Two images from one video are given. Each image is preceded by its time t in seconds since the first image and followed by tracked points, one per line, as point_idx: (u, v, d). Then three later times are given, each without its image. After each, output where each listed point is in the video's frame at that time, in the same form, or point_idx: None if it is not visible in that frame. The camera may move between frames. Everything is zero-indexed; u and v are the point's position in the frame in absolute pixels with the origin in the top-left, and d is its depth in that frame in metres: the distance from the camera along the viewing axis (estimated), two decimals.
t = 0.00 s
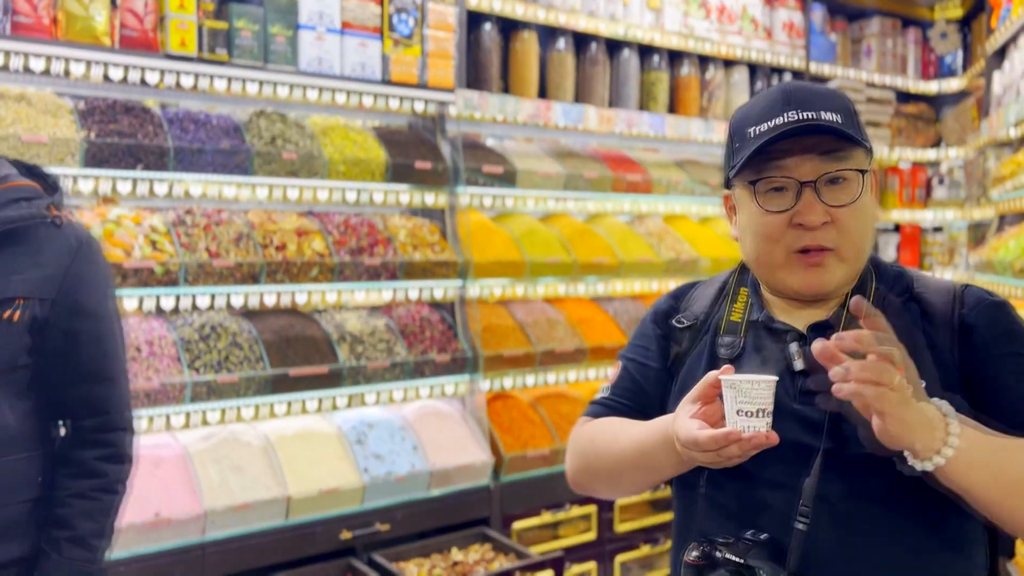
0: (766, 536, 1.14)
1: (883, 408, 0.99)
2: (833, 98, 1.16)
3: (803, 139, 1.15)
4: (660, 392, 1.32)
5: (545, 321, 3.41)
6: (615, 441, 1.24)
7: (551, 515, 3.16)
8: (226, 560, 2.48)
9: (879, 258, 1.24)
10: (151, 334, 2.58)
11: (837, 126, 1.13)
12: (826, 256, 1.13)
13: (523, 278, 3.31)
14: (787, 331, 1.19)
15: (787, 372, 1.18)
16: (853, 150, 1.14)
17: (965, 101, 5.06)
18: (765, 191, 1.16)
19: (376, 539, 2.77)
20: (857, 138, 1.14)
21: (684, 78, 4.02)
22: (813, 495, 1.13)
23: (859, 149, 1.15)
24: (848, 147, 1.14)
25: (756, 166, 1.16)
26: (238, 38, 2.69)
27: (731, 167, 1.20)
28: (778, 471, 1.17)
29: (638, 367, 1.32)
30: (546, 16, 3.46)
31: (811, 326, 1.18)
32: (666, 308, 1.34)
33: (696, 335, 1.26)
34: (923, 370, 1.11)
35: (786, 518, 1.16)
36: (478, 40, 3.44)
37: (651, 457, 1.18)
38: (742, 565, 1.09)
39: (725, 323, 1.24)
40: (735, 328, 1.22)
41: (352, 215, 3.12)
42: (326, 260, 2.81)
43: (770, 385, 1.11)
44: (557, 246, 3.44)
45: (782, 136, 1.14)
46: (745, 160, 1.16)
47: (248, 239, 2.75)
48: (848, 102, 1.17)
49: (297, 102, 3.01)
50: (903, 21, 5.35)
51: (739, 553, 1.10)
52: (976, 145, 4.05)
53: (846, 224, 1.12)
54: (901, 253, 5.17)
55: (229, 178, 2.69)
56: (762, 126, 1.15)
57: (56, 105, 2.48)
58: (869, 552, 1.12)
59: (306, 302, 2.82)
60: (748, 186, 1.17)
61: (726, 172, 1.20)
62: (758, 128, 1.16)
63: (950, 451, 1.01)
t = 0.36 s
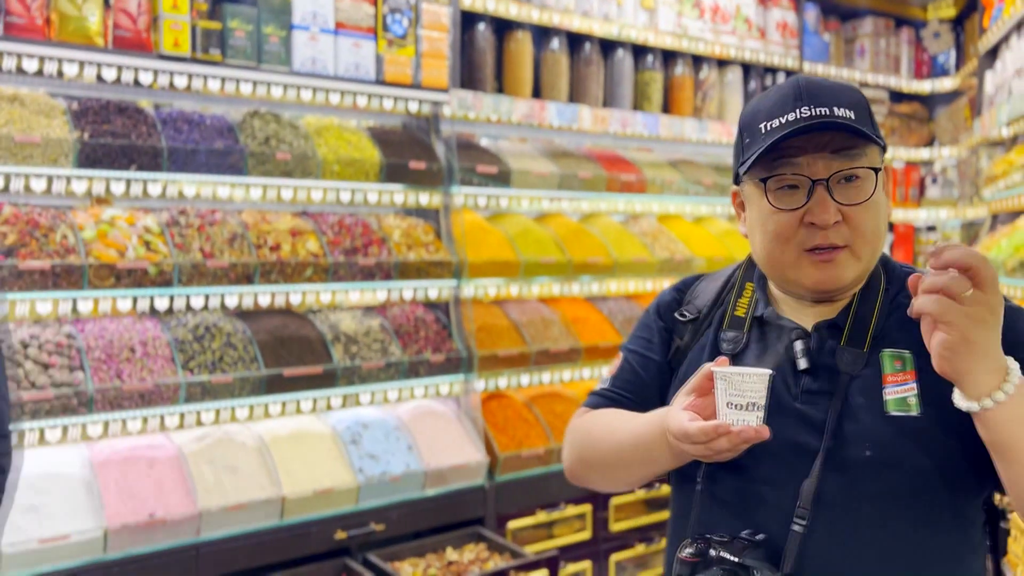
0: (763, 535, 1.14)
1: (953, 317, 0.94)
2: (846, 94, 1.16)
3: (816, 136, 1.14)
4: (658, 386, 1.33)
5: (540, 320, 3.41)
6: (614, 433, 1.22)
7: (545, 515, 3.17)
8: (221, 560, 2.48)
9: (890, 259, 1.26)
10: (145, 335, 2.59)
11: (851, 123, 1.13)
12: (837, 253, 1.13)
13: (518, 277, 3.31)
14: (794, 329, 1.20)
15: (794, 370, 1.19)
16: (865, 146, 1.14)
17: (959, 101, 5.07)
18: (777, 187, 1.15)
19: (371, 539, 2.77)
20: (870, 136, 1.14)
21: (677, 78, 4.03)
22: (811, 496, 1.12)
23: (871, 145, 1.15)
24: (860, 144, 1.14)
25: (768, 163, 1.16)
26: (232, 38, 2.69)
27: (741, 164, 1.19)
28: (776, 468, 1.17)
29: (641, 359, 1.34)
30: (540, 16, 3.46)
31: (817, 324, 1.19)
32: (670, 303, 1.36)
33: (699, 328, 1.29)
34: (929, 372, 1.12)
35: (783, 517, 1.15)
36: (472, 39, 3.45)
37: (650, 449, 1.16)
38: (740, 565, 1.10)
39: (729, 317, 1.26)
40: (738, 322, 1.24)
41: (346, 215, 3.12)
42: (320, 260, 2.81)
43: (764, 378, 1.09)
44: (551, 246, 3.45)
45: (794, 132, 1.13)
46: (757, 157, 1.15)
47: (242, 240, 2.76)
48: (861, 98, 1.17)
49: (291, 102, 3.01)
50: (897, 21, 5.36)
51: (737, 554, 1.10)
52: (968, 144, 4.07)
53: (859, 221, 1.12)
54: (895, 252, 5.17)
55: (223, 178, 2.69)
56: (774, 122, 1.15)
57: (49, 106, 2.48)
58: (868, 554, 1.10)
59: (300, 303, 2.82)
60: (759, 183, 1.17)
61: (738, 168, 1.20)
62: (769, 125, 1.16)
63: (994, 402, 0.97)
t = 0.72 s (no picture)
0: (722, 533, 1.13)
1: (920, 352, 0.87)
2: (818, 94, 1.14)
3: (790, 136, 1.13)
4: (624, 385, 1.31)
5: (532, 321, 3.41)
6: (576, 427, 1.23)
7: (538, 515, 3.18)
8: (213, 562, 2.48)
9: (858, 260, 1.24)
10: (137, 337, 2.59)
11: (825, 123, 1.12)
12: (810, 253, 1.11)
13: (509, 278, 3.31)
14: (758, 328, 1.18)
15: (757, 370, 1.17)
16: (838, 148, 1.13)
17: (949, 103, 5.10)
18: (750, 187, 1.13)
19: (363, 541, 2.77)
20: (843, 137, 1.12)
21: (669, 79, 4.04)
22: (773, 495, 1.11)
23: (842, 147, 1.14)
24: (833, 145, 1.13)
25: (741, 163, 1.14)
26: (224, 40, 2.68)
27: (713, 163, 1.17)
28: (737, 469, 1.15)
29: (608, 356, 1.31)
30: (532, 18, 3.47)
31: (783, 323, 1.16)
32: (642, 302, 1.33)
33: (668, 328, 1.26)
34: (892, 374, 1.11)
35: (744, 516, 1.13)
36: (465, 41, 3.46)
37: (610, 441, 1.16)
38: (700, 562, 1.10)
39: (695, 317, 1.23)
40: (705, 322, 1.22)
41: (339, 217, 3.12)
42: (312, 261, 2.81)
43: (721, 375, 1.08)
44: (544, 247, 3.45)
45: (769, 132, 1.12)
46: (731, 156, 1.13)
47: (234, 241, 2.76)
48: (833, 99, 1.16)
49: (283, 104, 3.01)
50: (887, 22, 5.38)
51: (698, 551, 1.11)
52: (958, 146, 4.08)
53: (832, 222, 1.11)
54: (885, 253, 5.19)
55: (214, 180, 2.69)
56: (748, 121, 1.13)
57: (41, 108, 2.48)
58: (826, 552, 1.10)
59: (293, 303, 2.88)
60: (732, 182, 1.14)
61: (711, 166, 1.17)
62: (743, 124, 1.14)
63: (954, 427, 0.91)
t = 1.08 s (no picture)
0: (687, 538, 1.19)
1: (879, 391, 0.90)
2: (771, 98, 1.20)
3: (743, 142, 1.18)
4: (593, 383, 1.40)
5: (524, 323, 3.42)
6: (544, 428, 1.31)
7: (530, 517, 3.18)
8: (204, 565, 2.47)
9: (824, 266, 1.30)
10: (128, 338, 2.59)
11: (777, 127, 1.17)
12: (767, 254, 1.17)
13: (501, 280, 3.32)
14: (722, 333, 1.25)
15: (722, 376, 1.23)
16: (791, 151, 1.18)
17: (937, 106, 5.13)
18: (707, 193, 1.20)
19: (355, 543, 2.77)
20: (795, 140, 1.17)
21: (660, 82, 4.06)
22: (735, 497, 1.16)
23: (797, 149, 1.19)
24: (786, 148, 1.18)
25: (697, 169, 1.20)
26: (215, 42, 2.69)
27: (673, 169, 1.24)
28: (704, 474, 1.21)
29: (579, 358, 1.40)
30: (523, 21, 3.47)
31: (747, 327, 1.23)
32: (612, 306, 1.41)
33: (635, 331, 1.34)
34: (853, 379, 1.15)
35: (710, 520, 1.20)
36: (456, 43, 3.46)
37: (575, 442, 1.24)
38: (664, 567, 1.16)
39: (663, 321, 1.30)
40: (671, 326, 1.29)
41: (330, 219, 3.12)
42: (304, 263, 2.81)
43: (678, 377, 1.15)
44: (535, 249, 3.46)
45: (721, 139, 1.17)
46: (687, 164, 1.20)
47: (225, 243, 2.75)
48: (787, 102, 1.21)
49: (275, 106, 3.00)
50: (876, 26, 5.42)
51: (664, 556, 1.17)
52: (947, 148, 4.11)
53: (787, 223, 1.17)
54: (875, 255, 5.19)
55: (206, 182, 2.69)
56: (701, 129, 1.19)
57: (30, 110, 2.47)
58: (786, 556, 1.15)
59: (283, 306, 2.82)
60: (689, 189, 1.21)
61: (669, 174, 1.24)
62: (697, 131, 1.19)
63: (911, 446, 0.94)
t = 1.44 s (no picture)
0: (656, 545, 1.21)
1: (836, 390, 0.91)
2: (725, 101, 1.22)
3: (698, 144, 1.20)
4: (562, 387, 1.44)
5: (512, 325, 3.42)
6: (511, 433, 1.33)
7: (517, 518, 3.18)
8: (189, 567, 2.46)
9: (789, 267, 1.32)
10: (112, 340, 2.57)
11: (731, 129, 1.20)
12: (724, 255, 1.20)
13: (489, 282, 3.32)
14: (688, 338, 1.27)
15: (688, 381, 1.26)
16: (745, 152, 1.21)
17: (921, 109, 5.16)
18: (664, 197, 1.23)
19: (342, 545, 2.76)
20: (748, 140, 1.20)
21: (648, 84, 4.07)
22: (703, 502, 1.18)
23: (751, 149, 1.21)
24: (741, 149, 1.20)
25: (653, 172, 1.23)
26: (202, 42, 2.68)
27: (630, 173, 1.26)
28: (672, 479, 1.23)
29: (550, 363, 1.44)
30: (511, 23, 3.47)
31: (712, 332, 1.25)
32: (581, 310, 1.45)
33: (601, 337, 1.37)
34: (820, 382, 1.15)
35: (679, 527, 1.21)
36: (444, 45, 3.46)
37: (540, 448, 1.26)
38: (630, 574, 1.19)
39: (630, 327, 1.34)
40: (638, 332, 1.33)
41: (318, 220, 3.11)
42: (291, 264, 2.80)
43: (635, 380, 1.18)
44: (523, 250, 3.46)
45: (676, 141, 1.19)
46: (644, 168, 1.22)
47: (212, 244, 2.74)
48: (741, 105, 1.23)
49: (263, 106, 2.99)
50: (861, 30, 5.46)
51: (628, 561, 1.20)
52: (932, 151, 4.14)
53: (742, 223, 1.19)
54: (861, 258, 5.23)
55: (192, 183, 2.68)
56: (657, 132, 1.21)
57: (14, 110, 2.46)
58: (752, 560, 1.17)
59: (271, 307, 2.84)
60: (647, 193, 1.24)
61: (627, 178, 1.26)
62: (653, 135, 1.21)
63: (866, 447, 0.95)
